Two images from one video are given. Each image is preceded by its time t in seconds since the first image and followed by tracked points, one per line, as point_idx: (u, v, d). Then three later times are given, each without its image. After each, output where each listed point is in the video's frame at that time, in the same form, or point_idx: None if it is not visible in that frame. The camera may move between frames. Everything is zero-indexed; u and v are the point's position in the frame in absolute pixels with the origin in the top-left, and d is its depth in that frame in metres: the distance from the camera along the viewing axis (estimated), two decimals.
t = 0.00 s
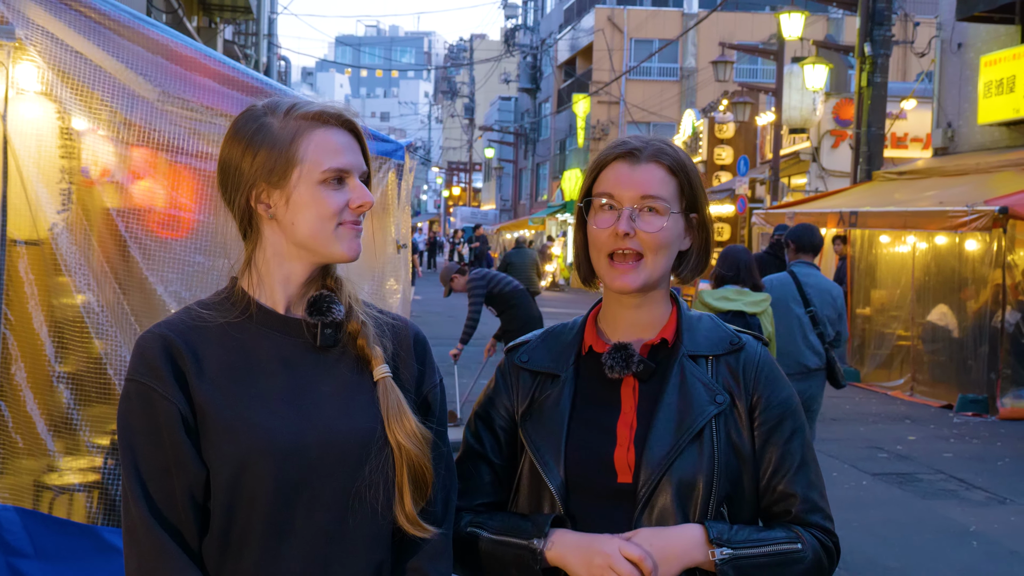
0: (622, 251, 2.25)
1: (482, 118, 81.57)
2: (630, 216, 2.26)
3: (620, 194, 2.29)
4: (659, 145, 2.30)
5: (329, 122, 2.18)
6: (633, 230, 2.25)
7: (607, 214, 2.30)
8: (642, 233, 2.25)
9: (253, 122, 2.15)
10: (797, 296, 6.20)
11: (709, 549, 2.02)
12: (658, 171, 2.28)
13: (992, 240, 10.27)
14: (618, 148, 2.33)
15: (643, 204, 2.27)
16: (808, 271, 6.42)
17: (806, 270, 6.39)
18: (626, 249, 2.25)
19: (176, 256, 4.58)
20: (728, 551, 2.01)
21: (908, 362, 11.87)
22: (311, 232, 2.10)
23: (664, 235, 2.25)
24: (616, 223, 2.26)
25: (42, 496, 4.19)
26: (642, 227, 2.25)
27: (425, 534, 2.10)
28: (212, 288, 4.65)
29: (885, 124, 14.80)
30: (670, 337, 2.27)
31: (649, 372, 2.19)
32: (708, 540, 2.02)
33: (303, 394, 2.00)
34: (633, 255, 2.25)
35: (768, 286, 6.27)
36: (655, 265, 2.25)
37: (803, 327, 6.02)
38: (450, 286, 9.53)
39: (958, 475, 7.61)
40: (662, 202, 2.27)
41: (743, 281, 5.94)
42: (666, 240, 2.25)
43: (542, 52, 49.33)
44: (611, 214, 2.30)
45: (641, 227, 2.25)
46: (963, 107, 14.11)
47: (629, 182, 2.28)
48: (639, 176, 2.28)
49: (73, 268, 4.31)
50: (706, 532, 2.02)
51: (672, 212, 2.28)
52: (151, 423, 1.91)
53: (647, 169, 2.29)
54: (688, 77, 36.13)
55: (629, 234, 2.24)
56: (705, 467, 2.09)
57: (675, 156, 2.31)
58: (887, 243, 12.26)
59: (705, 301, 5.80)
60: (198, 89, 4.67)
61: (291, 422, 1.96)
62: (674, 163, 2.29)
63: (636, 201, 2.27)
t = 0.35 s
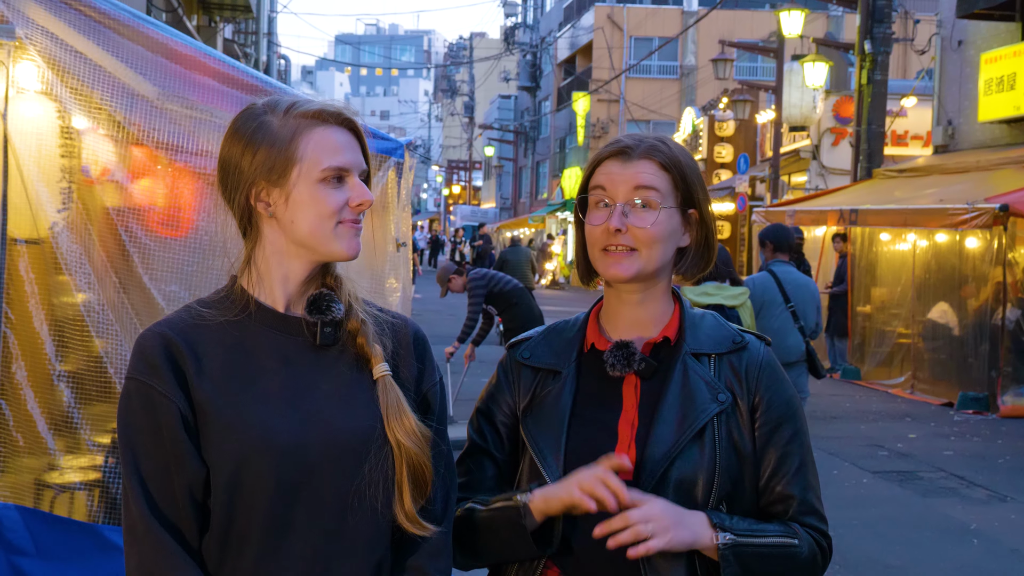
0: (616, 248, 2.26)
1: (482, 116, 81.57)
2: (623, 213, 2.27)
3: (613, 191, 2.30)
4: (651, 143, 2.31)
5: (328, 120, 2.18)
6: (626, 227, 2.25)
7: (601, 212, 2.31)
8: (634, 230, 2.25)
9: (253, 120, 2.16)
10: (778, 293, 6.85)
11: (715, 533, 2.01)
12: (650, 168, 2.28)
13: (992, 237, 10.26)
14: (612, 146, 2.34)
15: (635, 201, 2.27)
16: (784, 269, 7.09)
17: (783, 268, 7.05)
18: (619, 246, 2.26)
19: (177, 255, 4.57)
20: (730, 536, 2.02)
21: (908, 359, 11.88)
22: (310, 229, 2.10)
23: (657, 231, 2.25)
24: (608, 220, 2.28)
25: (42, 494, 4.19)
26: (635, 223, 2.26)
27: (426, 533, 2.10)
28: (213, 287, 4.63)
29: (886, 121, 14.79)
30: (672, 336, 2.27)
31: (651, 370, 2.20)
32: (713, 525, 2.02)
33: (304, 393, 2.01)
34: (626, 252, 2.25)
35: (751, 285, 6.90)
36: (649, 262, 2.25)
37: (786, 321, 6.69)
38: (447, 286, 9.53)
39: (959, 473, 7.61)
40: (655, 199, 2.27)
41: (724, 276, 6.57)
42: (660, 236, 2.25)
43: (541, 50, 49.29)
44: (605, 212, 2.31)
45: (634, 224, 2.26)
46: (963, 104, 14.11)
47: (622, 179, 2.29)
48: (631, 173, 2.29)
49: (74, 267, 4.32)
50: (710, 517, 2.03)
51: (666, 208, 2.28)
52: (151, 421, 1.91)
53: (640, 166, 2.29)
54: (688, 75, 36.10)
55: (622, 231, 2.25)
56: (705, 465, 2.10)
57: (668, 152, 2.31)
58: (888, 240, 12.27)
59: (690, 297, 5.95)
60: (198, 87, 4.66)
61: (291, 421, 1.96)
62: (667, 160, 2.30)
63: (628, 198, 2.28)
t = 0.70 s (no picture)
0: (603, 259, 2.27)
1: (479, 119, 81.68)
2: (608, 223, 2.28)
3: (599, 201, 2.30)
4: (635, 152, 2.29)
5: (325, 125, 2.18)
6: (611, 238, 2.26)
7: (588, 223, 2.32)
8: (620, 240, 2.26)
9: (249, 124, 2.15)
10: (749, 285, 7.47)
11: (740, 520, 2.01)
12: (635, 176, 2.28)
13: (989, 239, 10.29)
14: (597, 157, 2.34)
15: (620, 209, 2.28)
16: (759, 262, 7.66)
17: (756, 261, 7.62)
18: (606, 256, 2.27)
19: (174, 258, 4.58)
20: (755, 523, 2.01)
21: (906, 362, 11.89)
22: (307, 234, 2.10)
23: (643, 239, 2.25)
24: (594, 232, 2.29)
25: (39, 498, 4.17)
26: (621, 233, 2.26)
27: (423, 535, 2.10)
28: (210, 290, 4.64)
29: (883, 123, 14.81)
30: (671, 339, 2.28)
31: (649, 373, 2.20)
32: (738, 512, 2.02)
33: (301, 395, 2.00)
34: (613, 262, 2.26)
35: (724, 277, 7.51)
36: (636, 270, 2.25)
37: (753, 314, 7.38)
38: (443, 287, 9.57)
39: (956, 474, 7.62)
40: (640, 206, 2.27)
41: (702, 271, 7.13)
42: (646, 244, 2.25)
43: (539, 53, 49.31)
44: (592, 222, 2.32)
45: (619, 233, 2.26)
46: (960, 106, 14.14)
47: (607, 188, 2.29)
48: (616, 182, 2.29)
49: (70, 270, 4.31)
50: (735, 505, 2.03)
51: (653, 217, 2.27)
52: (147, 424, 1.91)
53: (623, 174, 2.29)
54: (686, 77, 36.16)
55: (608, 242, 2.26)
56: (702, 468, 2.10)
57: (654, 158, 2.29)
58: (885, 242, 12.30)
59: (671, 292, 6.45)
60: (195, 90, 4.68)
61: (289, 423, 1.96)
62: (650, 169, 2.28)
63: (613, 207, 2.28)
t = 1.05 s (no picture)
0: (598, 258, 2.29)
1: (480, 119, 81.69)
2: (603, 223, 2.29)
3: (594, 201, 2.32)
4: (631, 151, 2.29)
5: (328, 123, 2.18)
6: (605, 238, 2.27)
7: (586, 223, 2.34)
8: (613, 240, 2.27)
9: (253, 123, 2.16)
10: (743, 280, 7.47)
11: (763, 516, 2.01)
12: (629, 175, 2.28)
13: (991, 240, 10.29)
14: (593, 157, 2.35)
15: (614, 209, 2.28)
16: (753, 261, 7.69)
17: (751, 260, 7.65)
18: (600, 256, 2.28)
19: (175, 258, 4.59)
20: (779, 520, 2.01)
21: (907, 362, 11.88)
22: (310, 233, 2.10)
23: (637, 239, 2.25)
24: (589, 232, 2.31)
25: (42, 497, 4.19)
26: (614, 233, 2.27)
27: (426, 533, 2.10)
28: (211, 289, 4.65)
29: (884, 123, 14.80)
30: (677, 339, 2.28)
31: (655, 372, 2.21)
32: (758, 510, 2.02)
33: (305, 395, 2.00)
34: (607, 262, 2.28)
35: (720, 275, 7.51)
36: (630, 269, 2.25)
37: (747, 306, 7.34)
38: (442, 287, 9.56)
39: (958, 475, 7.62)
40: (633, 205, 2.27)
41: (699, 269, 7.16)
42: (640, 244, 2.25)
43: (540, 53, 49.28)
44: (589, 222, 2.34)
45: (613, 233, 2.27)
46: (961, 107, 14.13)
47: (601, 189, 2.31)
48: (609, 182, 2.30)
49: (73, 270, 4.31)
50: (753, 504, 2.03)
51: (647, 216, 2.27)
52: (152, 422, 1.91)
53: (617, 175, 2.30)
54: (687, 77, 36.16)
55: (601, 242, 2.27)
56: (708, 467, 2.09)
57: (649, 157, 2.28)
58: (887, 243, 12.30)
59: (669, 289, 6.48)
60: (197, 90, 4.68)
61: (293, 422, 1.96)
62: (645, 168, 2.28)
63: (607, 207, 2.29)
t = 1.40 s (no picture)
0: (605, 251, 2.27)
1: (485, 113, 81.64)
2: (612, 216, 2.28)
3: (603, 194, 2.30)
4: (640, 144, 2.28)
5: (332, 117, 2.17)
6: (613, 231, 2.26)
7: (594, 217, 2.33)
8: (621, 233, 2.25)
9: (256, 117, 2.15)
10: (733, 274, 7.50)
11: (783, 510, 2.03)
12: (638, 168, 2.27)
13: (996, 235, 10.25)
14: (603, 150, 2.34)
15: (623, 202, 2.27)
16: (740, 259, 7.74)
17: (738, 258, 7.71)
18: (608, 248, 2.27)
19: (180, 252, 4.58)
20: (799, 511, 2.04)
21: (911, 357, 11.85)
22: (314, 226, 2.09)
23: (645, 232, 2.24)
24: (598, 224, 2.29)
25: (46, 490, 4.18)
26: (623, 226, 2.26)
27: (430, 527, 2.09)
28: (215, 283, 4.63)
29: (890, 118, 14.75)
30: (685, 333, 2.27)
31: (662, 367, 2.20)
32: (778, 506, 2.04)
33: (309, 388, 2.00)
34: (615, 255, 2.26)
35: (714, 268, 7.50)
36: (638, 262, 2.24)
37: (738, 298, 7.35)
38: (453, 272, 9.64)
39: (962, 470, 7.61)
40: (643, 199, 2.25)
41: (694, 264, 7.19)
42: (649, 237, 2.23)
43: (544, 47, 49.21)
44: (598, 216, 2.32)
45: (622, 226, 2.26)
46: (967, 102, 14.07)
47: (610, 182, 2.29)
48: (619, 176, 2.28)
49: (77, 263, 4.31)
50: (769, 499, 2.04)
51: (656, 210, 2.25)
52: (156, 415, 1.91)
53: (626, 168, 2.28)
54: (691, 72, 36.11)
55: (609, 234, 2.26)
56: (715, 463, 2.08)
57: (658, 151, 2.27)
58: (892, 238, 12.24)
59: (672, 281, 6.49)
60: (201, 84, 4.66)
61: (298, 416, 1.96)
62: (655, 161, 2.26)
63: (616, 200, 2.28)
